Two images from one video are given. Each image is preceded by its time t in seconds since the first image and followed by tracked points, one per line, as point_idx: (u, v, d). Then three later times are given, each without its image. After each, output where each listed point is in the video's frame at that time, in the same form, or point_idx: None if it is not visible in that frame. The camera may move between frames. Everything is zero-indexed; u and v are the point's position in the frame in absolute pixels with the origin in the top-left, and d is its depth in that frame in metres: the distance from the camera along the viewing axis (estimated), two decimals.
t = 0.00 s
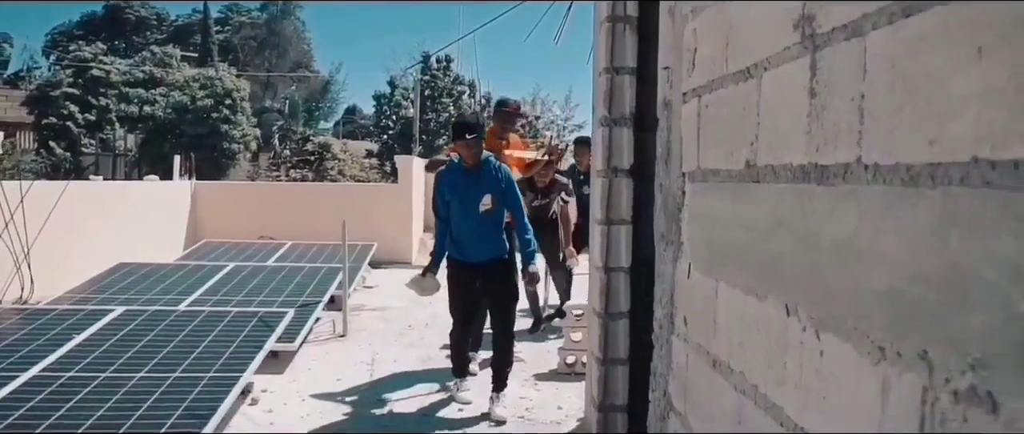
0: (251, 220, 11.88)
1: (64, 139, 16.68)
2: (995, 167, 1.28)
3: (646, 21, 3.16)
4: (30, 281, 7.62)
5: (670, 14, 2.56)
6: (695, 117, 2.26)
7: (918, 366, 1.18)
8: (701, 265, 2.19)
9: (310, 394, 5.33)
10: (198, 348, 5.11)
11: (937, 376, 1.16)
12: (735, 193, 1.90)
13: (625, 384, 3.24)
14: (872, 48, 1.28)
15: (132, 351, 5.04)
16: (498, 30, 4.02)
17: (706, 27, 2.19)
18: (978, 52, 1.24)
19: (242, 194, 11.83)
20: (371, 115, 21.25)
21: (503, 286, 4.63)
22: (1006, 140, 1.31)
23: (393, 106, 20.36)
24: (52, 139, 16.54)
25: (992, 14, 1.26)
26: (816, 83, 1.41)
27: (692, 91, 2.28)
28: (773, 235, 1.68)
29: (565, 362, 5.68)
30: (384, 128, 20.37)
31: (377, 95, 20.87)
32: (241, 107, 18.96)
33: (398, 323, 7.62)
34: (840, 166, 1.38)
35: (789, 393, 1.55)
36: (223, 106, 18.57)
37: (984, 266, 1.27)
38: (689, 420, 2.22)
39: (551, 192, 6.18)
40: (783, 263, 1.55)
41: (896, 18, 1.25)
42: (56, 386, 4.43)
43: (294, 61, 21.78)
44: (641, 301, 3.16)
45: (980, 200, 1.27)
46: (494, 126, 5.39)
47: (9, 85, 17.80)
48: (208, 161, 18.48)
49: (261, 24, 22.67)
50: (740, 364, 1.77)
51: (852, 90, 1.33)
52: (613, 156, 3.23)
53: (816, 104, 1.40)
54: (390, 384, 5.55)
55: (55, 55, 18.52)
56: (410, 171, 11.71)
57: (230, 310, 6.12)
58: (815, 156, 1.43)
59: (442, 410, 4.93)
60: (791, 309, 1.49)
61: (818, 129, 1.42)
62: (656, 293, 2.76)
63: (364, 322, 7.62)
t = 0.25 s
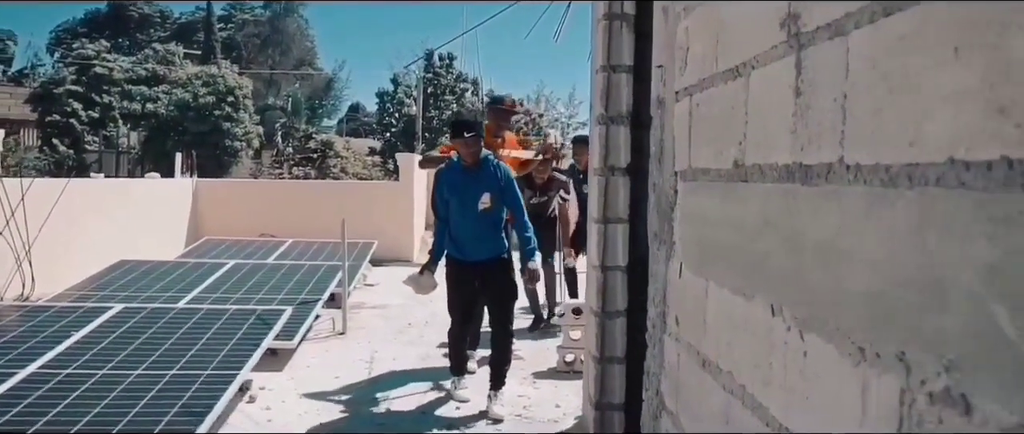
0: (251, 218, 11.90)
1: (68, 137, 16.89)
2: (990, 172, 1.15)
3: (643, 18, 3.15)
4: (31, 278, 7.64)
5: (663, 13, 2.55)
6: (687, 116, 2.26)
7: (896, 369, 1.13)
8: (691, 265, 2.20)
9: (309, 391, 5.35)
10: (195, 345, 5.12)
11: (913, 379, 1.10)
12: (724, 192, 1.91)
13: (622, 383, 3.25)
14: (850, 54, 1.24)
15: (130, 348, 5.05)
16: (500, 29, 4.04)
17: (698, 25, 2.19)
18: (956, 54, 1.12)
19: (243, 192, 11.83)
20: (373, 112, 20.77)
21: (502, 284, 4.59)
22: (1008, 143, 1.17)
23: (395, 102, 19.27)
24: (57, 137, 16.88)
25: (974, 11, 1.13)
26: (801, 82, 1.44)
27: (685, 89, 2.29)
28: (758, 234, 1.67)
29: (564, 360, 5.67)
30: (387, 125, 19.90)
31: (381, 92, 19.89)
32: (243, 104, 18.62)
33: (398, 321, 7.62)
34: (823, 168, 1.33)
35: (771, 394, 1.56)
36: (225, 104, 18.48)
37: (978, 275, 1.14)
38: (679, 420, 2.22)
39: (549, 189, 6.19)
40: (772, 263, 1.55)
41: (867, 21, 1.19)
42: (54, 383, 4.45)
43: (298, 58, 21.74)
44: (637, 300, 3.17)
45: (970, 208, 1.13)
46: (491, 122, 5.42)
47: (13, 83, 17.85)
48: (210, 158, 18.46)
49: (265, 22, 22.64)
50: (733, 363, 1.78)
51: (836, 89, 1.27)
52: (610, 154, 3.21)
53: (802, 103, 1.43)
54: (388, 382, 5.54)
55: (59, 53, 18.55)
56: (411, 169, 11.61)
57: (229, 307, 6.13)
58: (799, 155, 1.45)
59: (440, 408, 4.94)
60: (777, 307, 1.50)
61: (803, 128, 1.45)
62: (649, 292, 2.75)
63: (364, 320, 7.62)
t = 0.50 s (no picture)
0: (253, 216, 11.91)
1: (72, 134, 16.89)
2: (962, 175, 1.06)
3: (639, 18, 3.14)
4: (33, 275, 7.66)
5: (656, 12, 2.56)
6: (678, 115, 2.26)
7: (873, 369, 1.09)
8: (683, 265, 2.19)
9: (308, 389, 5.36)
10: (193, 343, 5.13)
11: (890, 380, 1.06)
12: (713, 192, 1.91)
13: (619, 382, 3.25)
14: (831, 54, 1.24)
15: (128, 346, 5.07)
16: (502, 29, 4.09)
17: (690, 26, 2.19)
18: (931, 54, 1.04)
19: (245, 190, 11.84)
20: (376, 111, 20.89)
21: (502, 283, 4.55)
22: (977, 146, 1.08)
23: (399, 102, 19.19)
24: (60, 135, 16.82)
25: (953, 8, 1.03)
26: (786, 82, 1.44)
27: (676, 89, 2.28)
28: (745, 234, 1.67)
29: (563, 359, 5.64)
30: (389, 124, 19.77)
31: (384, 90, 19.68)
32: (246, 104, 18.88)
33: (398, 320, 7.62)
34: (805, 166, 1.35)
35: (757, 395, 1.55)
36: (228, 102, 18.48)
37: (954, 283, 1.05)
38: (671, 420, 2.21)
39: (549, 189, 6.19)
40: (759, 264, 1.54)
41: (849, 20, 1.19)
42: (52, 380, 4.46)
43: (301, 56, 21.76)
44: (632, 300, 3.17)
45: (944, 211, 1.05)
46: (490, 122, 5.41)
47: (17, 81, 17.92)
48: (213, 156, 18.37)
49: (268, 20, 22.66)
50: (722, 363, 1.78)
51: (818, 90, 1.28)
52: (606, 153, 3.21)
53: (786, 104, 1.43)
54: (386, 381, 5.55)
55: (63, 51, 18.61)
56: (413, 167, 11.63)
57: (228, 306, 6.14)
58: (783, 155, 1.45)
59: (437, 407, 4.93)
60: (763, 308, 1.50)
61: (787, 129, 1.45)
62: (643, 291, 2.75)
63: (364, 319, 7.63)
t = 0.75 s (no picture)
0: (254, 216, 11.91)
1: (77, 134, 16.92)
2: (937, 177, 1.00)
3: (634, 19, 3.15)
4: (34, 275, 7.68)
5: (650, 13, 2.56)
6: (670, 116, 2.26)
7: (852, 370, 1.08)
8: (675, 266, 2.19)
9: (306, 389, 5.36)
10: (192, 343, 5.15)
11: (867, 382, 1.06)
12: (701, 192, 1.90)
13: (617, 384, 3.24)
14: (813, 56, 1.24)
15: (127, 345, 5.09)
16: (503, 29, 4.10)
17: (682, 28, 2.19)
18: (906, 58, 1.02)
19: (247, 190, 11.84)
20: (380, 111, 20.91)
21: (503, 285, 4.40)
22: (959, 151, 0.99)
23: (403, 103, 19.20)
24: (65, 135, 16.86)
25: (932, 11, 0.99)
26: (772, 84, 1.44)
27: (668, 90, 2.28)
28: (732, 235, 1.66)
29: (563, 359, 5.62)
30: (393, 124, 19.77)
31: (387, 91, 19.96)
32: (249, 103, 18.63)
33: (398, 319, 7.62)
34: (790, 168, 1.35)
35: (743, 398, 1.55)
36: (231, 102, 18.38)
37: (931, 287, 1.00)
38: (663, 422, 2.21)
39: (549, 190, 6.16)
40: (745, 265, 1.55)
41: (830, 22, 1.19)
42: (51, 379, 4.47)
43: (306, 56, 21.72)
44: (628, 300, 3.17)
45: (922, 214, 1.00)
46: (490, 123, 5.40)
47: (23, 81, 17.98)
48: (216, 156, 18.43)
49: (273, 20, 22.63)
50: (709, 364, 1.79)
51: (800, 91, 1.29)
52: (604, 153, 3.19)
53: (772, 105, 1.43)
54: (385, 381, 5.55)
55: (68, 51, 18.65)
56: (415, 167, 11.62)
57: (227, 305, 6.16)
58: (768, 156, 1.45)
59: (435, 408, 4.93)
60: (748, 309, 1.52)
61: (772, 130, 1.45)
62: (638, 292, 2.74)
63: (364, 319, 7.63)
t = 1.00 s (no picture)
0: (255, 217, 11.91)
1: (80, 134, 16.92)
2: (915, 177, 0.95)
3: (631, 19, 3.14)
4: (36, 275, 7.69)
5: (645, 15, 2.56)
6: (663, 116, 2.26)
7: (834, 371, 1.07)
8: (667, 267, 2.19)
9: (304, 389, 5.37)
10: (191, 343, 5.16)
11: (848, 382, 1.03)
12: (692, 192, 1.90)
13: (614, 385, 3.21)
14: (799, 55, 1.24)
15: (127, 345, 5.11)
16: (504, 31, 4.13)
17: (675, 28, 2.19)
18: (887, 58, 0.99)
19: (249, 191, 11.85)
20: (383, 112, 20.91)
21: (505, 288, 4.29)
22: (935, 153, 0.94)
23: (405, 103, 19.16)
24: (67, 136, 16.91)
25: (910, 9, 0.96)
26: (760, 84, 1.44)
27: (662, 90, 2.29)
28: (720, 236, 1.65)
29: (562, 360, 5.61)
30: (395, 125, 19.77)
31: (390, 92, 19.96)
32: (253, 105, 18.87)
33: (398, 320, 7.63)
34: (776, 168, 1.35)
35: (732, 398, 1.54)
36: (233, 103, 18.43)
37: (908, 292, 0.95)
38: (656, 423, 2.21)
39: (550, 191, 6.09)
40: (734, 266, 1.54)
41: (815, 21, 1.18)
42: (50, 379, 4.49)
43: (309, 57, 21.74)
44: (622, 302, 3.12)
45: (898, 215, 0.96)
46: (491, 123, 5.41)
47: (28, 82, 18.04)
48: (219, 157, 18.47)
49: (276, 22, 22.67)
50: (700, 365, 1.78)
51: (786, 92, 1.29)
52: (601, 154, 3.18)
53: (759, 106, 1.43)
54: (383, 381, 5.54)
55: (73, 52, 18.70)
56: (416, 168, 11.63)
57: (226, 305, 6.17)
58: (756, 157, 1.44)
59: (433, 409, 4.93)
60: (736, 310, 1.51)
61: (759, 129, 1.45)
62: (632, 293, 2.73)
63: (363, 319, 7.63)
